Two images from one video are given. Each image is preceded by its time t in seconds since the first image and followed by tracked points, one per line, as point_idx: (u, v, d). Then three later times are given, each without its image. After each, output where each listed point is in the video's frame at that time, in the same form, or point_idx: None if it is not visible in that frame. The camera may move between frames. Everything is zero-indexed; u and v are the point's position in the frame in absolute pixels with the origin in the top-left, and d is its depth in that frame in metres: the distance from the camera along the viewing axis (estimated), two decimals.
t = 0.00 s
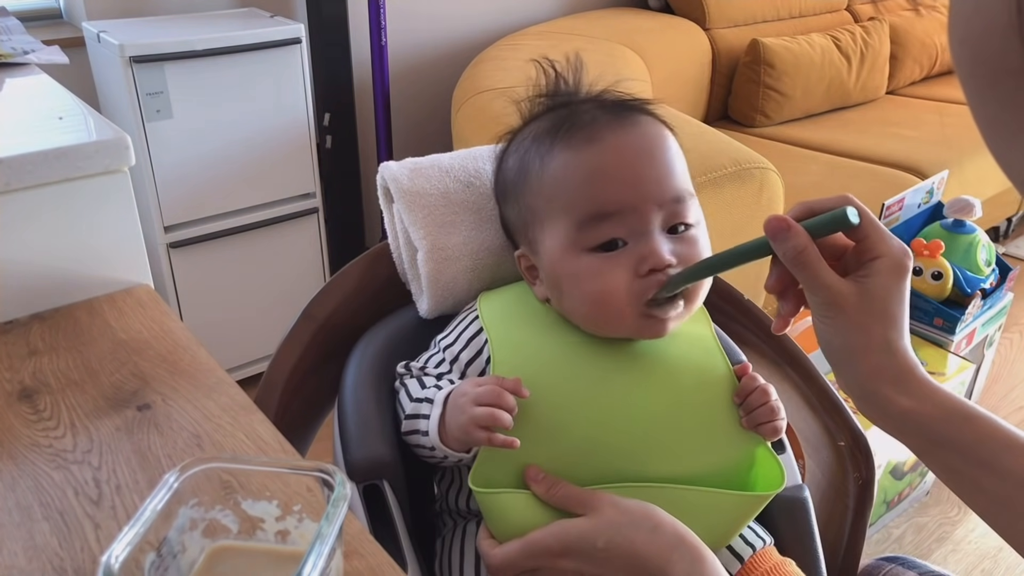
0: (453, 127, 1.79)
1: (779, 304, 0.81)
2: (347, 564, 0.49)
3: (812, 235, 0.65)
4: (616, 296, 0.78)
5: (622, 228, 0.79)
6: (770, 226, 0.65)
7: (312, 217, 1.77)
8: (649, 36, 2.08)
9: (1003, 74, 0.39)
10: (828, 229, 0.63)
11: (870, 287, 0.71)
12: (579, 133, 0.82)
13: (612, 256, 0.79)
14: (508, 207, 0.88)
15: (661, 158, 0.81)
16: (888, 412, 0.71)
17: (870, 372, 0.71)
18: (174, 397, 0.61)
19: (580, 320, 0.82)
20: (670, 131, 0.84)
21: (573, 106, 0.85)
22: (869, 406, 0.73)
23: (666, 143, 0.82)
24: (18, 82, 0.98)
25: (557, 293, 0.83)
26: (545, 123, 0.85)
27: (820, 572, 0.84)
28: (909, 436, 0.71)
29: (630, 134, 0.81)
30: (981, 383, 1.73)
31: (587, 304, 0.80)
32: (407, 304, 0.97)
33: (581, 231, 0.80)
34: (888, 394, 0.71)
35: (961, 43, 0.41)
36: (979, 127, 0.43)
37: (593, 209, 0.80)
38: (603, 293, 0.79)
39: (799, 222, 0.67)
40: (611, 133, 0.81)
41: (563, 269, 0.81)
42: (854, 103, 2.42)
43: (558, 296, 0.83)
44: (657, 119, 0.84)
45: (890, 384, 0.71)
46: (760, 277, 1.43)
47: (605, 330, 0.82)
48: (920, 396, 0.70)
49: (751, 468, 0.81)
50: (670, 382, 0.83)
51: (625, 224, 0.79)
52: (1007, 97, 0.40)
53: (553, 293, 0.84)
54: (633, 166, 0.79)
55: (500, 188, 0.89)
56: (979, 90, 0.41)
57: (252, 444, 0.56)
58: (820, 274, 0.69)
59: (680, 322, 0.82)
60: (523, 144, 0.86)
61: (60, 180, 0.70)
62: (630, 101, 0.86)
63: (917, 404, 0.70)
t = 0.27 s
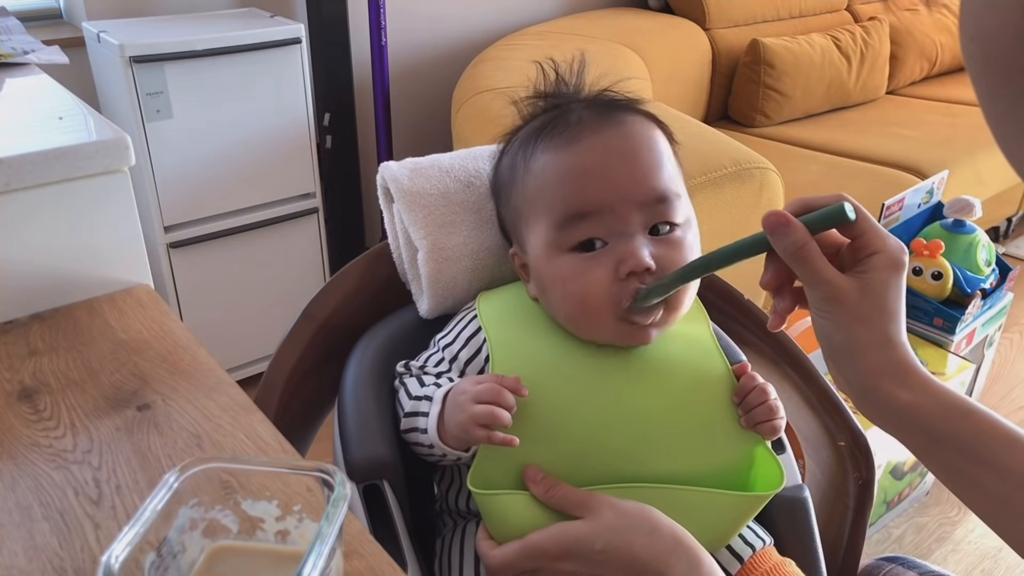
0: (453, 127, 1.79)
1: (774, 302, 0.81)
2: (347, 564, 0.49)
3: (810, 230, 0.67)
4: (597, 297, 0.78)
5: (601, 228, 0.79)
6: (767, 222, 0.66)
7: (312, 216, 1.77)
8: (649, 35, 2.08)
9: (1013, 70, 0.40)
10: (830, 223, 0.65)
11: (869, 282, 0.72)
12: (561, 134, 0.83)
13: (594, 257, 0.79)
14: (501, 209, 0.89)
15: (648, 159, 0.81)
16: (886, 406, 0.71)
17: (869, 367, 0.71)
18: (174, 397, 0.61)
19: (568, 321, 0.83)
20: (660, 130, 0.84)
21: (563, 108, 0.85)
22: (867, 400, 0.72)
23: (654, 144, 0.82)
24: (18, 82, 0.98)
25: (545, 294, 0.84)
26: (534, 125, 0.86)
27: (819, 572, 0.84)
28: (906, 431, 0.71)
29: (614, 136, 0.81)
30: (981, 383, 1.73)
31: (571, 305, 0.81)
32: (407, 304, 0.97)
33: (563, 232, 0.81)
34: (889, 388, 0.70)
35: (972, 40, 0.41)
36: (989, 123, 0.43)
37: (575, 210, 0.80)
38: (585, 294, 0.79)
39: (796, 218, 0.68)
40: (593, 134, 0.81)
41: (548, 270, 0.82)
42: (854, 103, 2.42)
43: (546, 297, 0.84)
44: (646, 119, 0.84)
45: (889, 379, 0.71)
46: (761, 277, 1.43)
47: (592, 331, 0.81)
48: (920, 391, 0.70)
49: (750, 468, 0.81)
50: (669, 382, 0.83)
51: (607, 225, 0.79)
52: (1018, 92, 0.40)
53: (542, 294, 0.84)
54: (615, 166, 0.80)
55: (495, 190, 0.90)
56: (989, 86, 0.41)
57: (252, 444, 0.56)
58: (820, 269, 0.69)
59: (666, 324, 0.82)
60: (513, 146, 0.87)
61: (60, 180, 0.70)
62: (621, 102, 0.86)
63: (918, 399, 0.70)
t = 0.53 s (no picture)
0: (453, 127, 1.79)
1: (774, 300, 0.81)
2: (347, 564, 0.49)
3: (813, 228, 0.67)
4: (595, 295, 0.79)
5: (598, 227, 0.79)
6: (769, 219, 0.67)
7: (312, 216, 1.77)
8: (649, 35, 2.08)
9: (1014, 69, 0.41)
10: (833, 223, 0.65)
11: (871, 280, 0.72)
12: (559, 134, 0.83)
13: (592, 254, 0.79)
14: (500, 208, 0.89)
15: (646, 159, 0.81)
16: (886, 404, 0.71)
17: (872, 366, 0.71)
18: (174, 398, 0.61)
19: (566, 320, 0.83)
20: (659, 130, 0.84)
21: (561, 107, 0.86)
22: (869, 398, 0.73)
23: (651, 143, 0.82)
24: (18, 82, 0.98)
25: (543, 292, 0.84)
26: (532, 124, 0.86)
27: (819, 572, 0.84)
28: (906, 428, 0.71)
29: (611, 135, 0.81)
30: (981, 383, 1.73)
31: (568, 303, 0.81)
32: (407, 304, 0.97)
33: (561, 230, 0.81)
34: (891, 386, 0.71)
35: (974, 39, 0.42)
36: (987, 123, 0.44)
37: (572, 207, 0.80)
38: (583, 292, 0.79)
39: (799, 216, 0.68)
40: (591, 133, 0.81)
41: (546, 268, 0.82)
42: (854, 103, 2.42)
43: (544, 295, 0.84)
44: (644, 119, 0.84)
45: (891, 376, 0.71)
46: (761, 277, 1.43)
47: (591, 330, 0.82)
48: (922, 389, 0.70)
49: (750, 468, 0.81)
50: (668, 382, 0.83)
51: (604, 223, 0.79)
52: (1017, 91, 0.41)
53: (541, 292, 0.85)
54: (614, 165, 0.80)
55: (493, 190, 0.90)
56: (989, 86, 0.42)
57: (251, 444, 0.56)
58: (823, 266, 0.70)
59: (665, 317, 0.81)
60: (511, 146, 0.87)
61: (60, 180, 0.70)
62: (619, 102, 0.86)
63: (919, 396, 0.70)
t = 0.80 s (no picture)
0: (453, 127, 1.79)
1: (769, 300, 0.81)
2: (347, 564, 0.48)
3: (806, 228, 0.67)
4: (592, 294, 0.79)
5: (596, 225, 0.79)
6: (764, 220, 0.66)
7: (312, 216, 1.77)
8: (649, 35, 2.08)
9: (1000, 73, 0.41)
10: (825, 221, 0.67)
11: (865, 279, 0.71)
12: (559, 133, 0.83)
13: (589, 253, 0.79)
14: (499, 208, 0.89)
15: (646, 159, 0.81)
16: (879, 403, 0.71)
17: (867, 364, 0.71)
18: (174, 398, 0.61)
19: (563, 319, 0.83)
20: (659, 131, 0.84)
21: (562, 108, 0.85)
22: (862, 397, 0.73)
23: (651, 145, 0.82)
24: (18, 82, 0.98)
25: (540, 291, 0.84)
26: (533, 125, 0.86)
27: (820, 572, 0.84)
28: (899, 427, 0.71)
29: (611, 136, 0.81)
30: (981, 383, 1.73)
31: (565, 301, 0.81)
32: (407, 304, 0.97)
33: (559, 229, 0.81)
34: (884, 385, 0.71)
35: (957, 46, 0.42)
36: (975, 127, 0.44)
37: (571, 207, 0.80)
38: (580, 291, 0.79)
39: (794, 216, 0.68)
40: (590, 133, 0.81)
41: (543, 267, 0.82)
42: (854, 103, 2.42)
43: (542, 294, 0.84)
44: (645, 120, 0.84)
45: (885, 375, 0.71)
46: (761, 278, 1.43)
47: (587, 329, 0.82)
48: (914, 387, 0.70)
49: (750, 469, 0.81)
50: (668, 382, 0.83)
51: (602, 223, 0.79)
52: (1004, 96, 0.41)
53: (538, 291, 0.85)
54: (613, 166, 0.80)
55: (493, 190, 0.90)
56: (974, 90, 0.42)
57: (251, 444, 0.56)
58: (816, 265, 0.69)
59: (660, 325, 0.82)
60: (512, 146, 0.87)
61: (60, 180, 0.70)
62: (620, 102, 0.86)
63: (912, 395, 0.70)
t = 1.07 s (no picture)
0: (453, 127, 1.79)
1: (773, 297, 0.81)
2: (347, 564, 0.48)
3: (815, 225, 0.65)
4: (594, 290, 0.78)
5: (600, 221, 0.80)
6: (771, 217, 0.65)
7: (312, 217, 1.77)
8: (649, 35, 2.08)
9: (988, 81, 0.37)
10: (834, 219, 0.65)
11: (870, 277, 0.71)
12: (566, 130, 0.83)
13: (593, 249, 0.79)
14: (503, 207, 0.89)
15: (650, 157, 0.81)
16: (881, 399, 0.71)
17: (870, 362, 0.71)
18: (174, 397, 0.61)
19: (564, 316, 0.82)
20: (664, 131, 0.85)
21: (569, 107, 0.86)
22: (864, 394, 0.73)
23: (657, 144, 0.82)
24: (18, 82, 0.98)
25: (541, 288, 0.84)
26: (540, 123, 0.86)
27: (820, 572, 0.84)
28: (900, 424, 0.71)
29: (617, 134, 0.81)
30: (981, 383, 1.73)
31: (567, 297, 0.81)
32: (407, 304, 0.97)
33: (563, 224, 0.81)
34: (887, 381, 0.71)
35: (946, 52, 0.39)
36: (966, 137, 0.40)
37: (576, 203, 0.80)
38: (582, 287, 0.79)
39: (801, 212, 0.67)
40: (597, 130, 0.81)
41: (546, 263, 0.82)
42: (854, 103, 2.42)
43: (543, 291, 0.84)
44: (652, 121, 0.84)
45: (888, 373, 0.71)
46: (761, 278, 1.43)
47: (589, 327, 0.81)
48: (917, 383, 0.70)
49: (750, 469, 0.81)
50: (668, 382, 0.83)
51: (607, 219, 0.79)
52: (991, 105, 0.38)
53: (539, 287, 0.84)
54: (620, 163, 0.80)
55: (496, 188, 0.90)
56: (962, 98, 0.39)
57: (252, 444, 0.56)
58: (822, 262, 0.68)
59: (664, 325, 0.82)
60: (518, 144, 0.88)
61: (59, 180, 0.70)
62: (625, 103, 0.86)
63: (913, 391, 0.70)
